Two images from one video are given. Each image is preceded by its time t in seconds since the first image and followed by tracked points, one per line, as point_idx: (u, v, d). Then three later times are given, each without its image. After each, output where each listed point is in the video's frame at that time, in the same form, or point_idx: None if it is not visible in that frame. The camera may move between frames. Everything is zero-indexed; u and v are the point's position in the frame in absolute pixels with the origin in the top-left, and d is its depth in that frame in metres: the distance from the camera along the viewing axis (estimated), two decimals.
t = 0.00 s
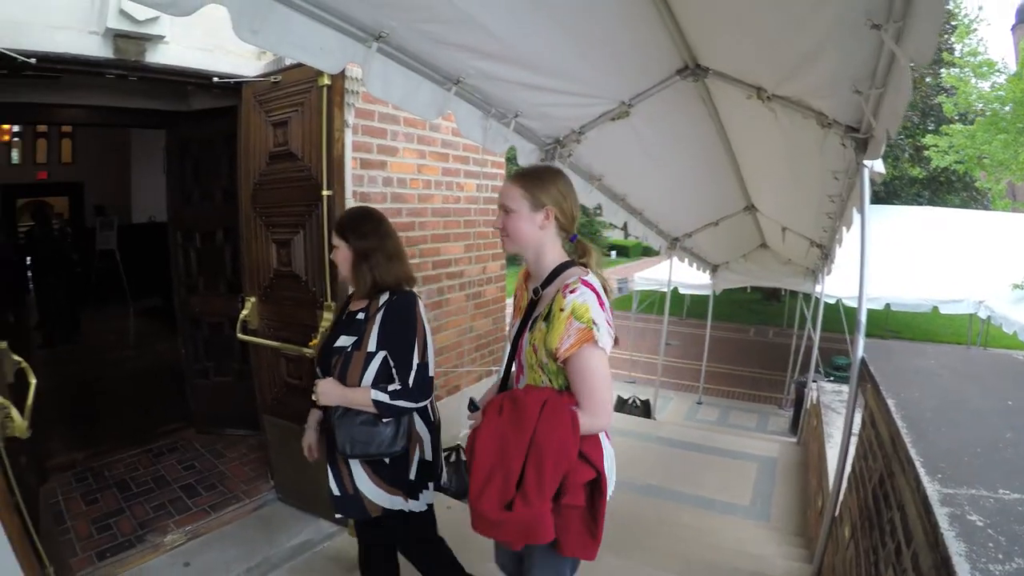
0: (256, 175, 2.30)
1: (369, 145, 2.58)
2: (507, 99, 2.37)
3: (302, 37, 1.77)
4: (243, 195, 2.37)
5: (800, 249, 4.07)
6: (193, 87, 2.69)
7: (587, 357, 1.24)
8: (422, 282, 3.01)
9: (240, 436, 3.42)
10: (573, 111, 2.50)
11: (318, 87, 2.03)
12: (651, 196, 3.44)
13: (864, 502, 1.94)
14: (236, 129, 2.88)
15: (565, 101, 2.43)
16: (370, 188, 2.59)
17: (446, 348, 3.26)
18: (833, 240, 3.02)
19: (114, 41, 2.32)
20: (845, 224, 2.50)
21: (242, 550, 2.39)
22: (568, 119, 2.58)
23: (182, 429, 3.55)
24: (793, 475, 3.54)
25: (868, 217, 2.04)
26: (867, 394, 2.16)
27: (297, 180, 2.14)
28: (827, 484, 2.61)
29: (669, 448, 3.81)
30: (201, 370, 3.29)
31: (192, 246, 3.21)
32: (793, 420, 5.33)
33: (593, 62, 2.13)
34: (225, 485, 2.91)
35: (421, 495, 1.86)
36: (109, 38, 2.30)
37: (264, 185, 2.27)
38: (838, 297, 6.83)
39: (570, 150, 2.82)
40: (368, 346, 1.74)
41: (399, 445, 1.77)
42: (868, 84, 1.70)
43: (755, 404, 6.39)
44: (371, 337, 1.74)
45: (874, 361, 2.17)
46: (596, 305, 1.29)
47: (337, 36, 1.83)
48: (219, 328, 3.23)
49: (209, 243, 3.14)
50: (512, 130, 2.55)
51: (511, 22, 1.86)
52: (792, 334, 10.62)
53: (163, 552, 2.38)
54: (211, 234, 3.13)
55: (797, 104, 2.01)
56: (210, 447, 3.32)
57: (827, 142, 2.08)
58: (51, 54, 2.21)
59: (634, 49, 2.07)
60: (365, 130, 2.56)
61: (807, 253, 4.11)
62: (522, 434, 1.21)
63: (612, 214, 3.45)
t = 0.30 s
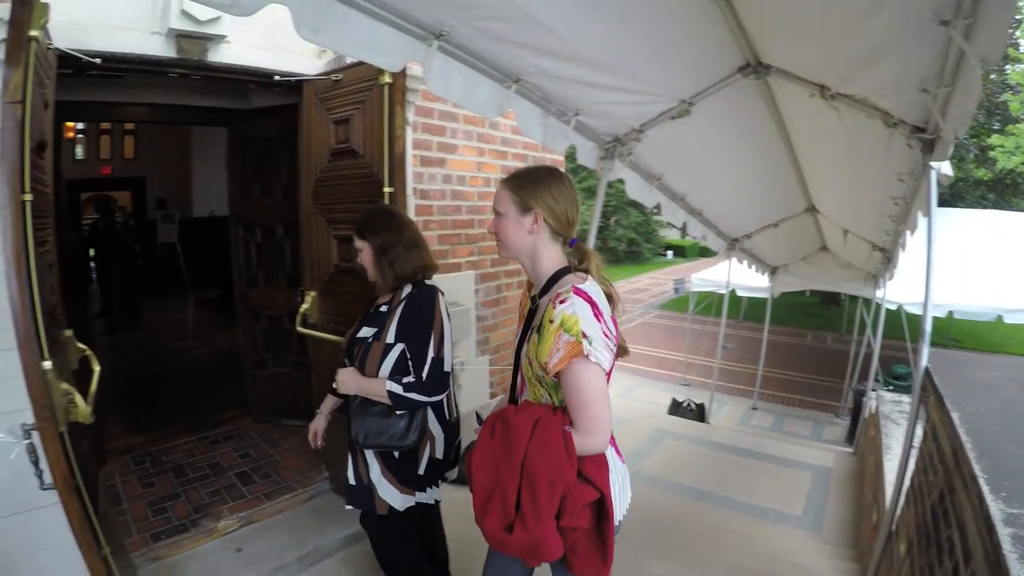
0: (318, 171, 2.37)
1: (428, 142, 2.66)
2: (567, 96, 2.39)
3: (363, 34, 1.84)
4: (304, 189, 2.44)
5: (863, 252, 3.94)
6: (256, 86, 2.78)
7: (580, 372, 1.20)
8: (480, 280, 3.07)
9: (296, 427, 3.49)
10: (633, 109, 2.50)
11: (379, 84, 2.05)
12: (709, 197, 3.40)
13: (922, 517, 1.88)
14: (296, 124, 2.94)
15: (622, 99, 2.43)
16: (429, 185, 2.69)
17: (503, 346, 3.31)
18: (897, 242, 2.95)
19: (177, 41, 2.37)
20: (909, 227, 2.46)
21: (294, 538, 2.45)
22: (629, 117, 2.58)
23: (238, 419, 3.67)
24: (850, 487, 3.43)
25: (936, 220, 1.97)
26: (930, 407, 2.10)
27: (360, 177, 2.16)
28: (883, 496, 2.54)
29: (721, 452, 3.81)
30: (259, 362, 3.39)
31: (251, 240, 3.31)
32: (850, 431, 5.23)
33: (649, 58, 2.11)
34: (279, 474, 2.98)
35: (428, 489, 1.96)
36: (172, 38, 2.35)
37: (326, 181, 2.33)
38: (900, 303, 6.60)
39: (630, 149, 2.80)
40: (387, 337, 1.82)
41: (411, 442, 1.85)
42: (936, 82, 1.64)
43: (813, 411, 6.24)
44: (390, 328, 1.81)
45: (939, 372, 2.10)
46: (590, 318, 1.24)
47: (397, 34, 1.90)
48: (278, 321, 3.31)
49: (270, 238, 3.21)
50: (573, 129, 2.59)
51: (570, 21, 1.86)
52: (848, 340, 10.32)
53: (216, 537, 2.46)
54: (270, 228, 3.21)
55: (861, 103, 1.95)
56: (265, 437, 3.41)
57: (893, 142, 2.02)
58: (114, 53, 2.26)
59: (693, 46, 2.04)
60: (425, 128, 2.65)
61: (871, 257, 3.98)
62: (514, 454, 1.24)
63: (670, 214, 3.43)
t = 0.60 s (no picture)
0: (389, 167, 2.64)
1: (498, 139, 2.48)
2: (636, 92, 2.48)
3: (438, 34, 2.00)
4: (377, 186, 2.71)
5: (938, 252, 3.91)
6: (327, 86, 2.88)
7: (566, 366, 1.25)
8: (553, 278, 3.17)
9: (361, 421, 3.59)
10: (703, 105, 2.53)
11: (450, 82, 2.26)
12: (779, 197, 3.36)
13: (994, 536, 1.83)
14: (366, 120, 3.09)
15: (691, 95, 2.47)
16: (500, 181, 2.47)
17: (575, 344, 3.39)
18: (977, 242, 2.91)
19: (248, 43, 2.46)
20: (989, 227, 2.38)
21: (359, 527, 2.54)
22: (699, 114, 2.63)
23: (307, 411, 3.82)
24: (918, 499, 3.49)
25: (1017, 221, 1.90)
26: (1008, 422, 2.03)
27: (432, 175, 2.41)
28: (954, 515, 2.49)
29: (787, 458, 3.94)
30: (328, 356, 3.51)
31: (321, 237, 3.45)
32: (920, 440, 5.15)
33: (718, 53, 2.12)
34: (346, 466, 3.07)
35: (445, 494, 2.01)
36: (243, 41, 2.44)
37: (398, 177, 2.61)
38: (979, 309, 6.29)
39: (702, 145, 2.83)
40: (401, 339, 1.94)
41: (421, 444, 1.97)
42: (1019, 73, 1.57)
43: (883, 419, 6.03)
44: (401, 332, 1.93)
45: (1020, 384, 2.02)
46: (580, 314, 1.30)
47: (469, 33, 2.06)
48: (349, 316, 3.45)
49: (341, 236, 3.35)
50: (643, 125, 2.67)
51: (640, 19, 1.91)
52: (918, 346, 9.88)
53: (280, 525, 2.54)
54: (341, 225, 3.35)
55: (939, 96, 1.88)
56: (331, 429, 3.54)
57: (973, 137, 1.95)
58: (189, 55, 2.34)
59: (760, 46, 2.06)
60: (494, 124, 2.46)
61: (947, 258, 3.90)
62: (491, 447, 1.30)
63: (742, 212, 3.36)
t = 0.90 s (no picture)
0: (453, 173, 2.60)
1: (562, 145, 2.77)
2: (699, 95, 2.41)
3: (502, 38, 1.98)
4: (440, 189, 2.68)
5: (1013, 264, 3.67)
6: (391, 92, 2.87)
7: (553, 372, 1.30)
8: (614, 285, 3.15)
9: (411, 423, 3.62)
10: (768, 108, 2.44)
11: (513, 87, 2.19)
12: (849, 204, 3.23)
13: None
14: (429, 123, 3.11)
15: (759, 99, 2.39)
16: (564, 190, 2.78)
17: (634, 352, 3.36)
18: None
19: (313, 50, 2.46)
20: None
21: (412, 527, 2.55)
22: (765, 118, 2.53)
23: (363, 411, 3.88)
24: (985, 524, 3.29)
25: None
26: None
27: (496, 180, 2.33)
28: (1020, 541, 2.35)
29: (844, 475, 3.79)
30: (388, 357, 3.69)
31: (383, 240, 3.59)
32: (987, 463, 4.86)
33: (783, 54, 2.04)
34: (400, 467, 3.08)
35: (445, 499, 2.04)
36: (308, 48, 2.44)
37: (462, 183, 2.56)
38: None
39: (769, 149, 2.72)
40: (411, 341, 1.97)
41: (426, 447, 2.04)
42: None
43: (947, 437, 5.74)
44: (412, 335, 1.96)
45: None
46: (570, 320, 1.32)
47: (534, 37, 2.04)
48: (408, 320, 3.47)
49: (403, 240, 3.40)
50: (710, 130, 2.60)
51: (705, 20, 1.86)
52: (985, 362, 9.36)
53: (333, 523, 2.56)
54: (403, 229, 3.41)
55: (1016, 97, 1.72)
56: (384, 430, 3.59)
57: None
58: (254, 63, 2.36)
59: (827, 47, 1.98)
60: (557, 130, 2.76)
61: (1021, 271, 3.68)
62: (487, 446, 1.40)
63: (808, 219, 3.24)
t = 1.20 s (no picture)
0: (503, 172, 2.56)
1: (612, 147, 2.80)
2: (751, 98, 2.36)
3: (553, 38, 1.95)
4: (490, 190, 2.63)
5: None
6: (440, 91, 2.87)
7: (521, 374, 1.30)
8: (661, 290, 3.13)
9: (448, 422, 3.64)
10: (820, 113, 2.39)
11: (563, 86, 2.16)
12: (903, 213, 3.13)
13: None
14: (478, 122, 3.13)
15: (814, 103, 2.33)
16: (614, 191, 2.83)
17: (679, 358, 3.32)
18: None
19: (362, 49, 2.46)
20: None
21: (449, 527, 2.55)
22: (817, 122, 2.47)
23: (402, 410, 3.91)
24: None
25: None
26: None
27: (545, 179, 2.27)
28: None
29: (887, 492, 3.67)
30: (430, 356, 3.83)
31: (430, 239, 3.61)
32: None
33: (837, 54, 1.98)
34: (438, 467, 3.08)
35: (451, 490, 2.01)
36: (358, 47, 2.44)
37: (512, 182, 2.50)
38: None
39: (820, 154, 2.66)
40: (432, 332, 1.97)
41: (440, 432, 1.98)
42: None
43: (995, 458, 5.51)
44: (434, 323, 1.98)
45: None
46: (540, 326, 1.30)
47: (585, 38, 2.00)
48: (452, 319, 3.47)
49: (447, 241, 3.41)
50: (760, 134, 2.55)
51: (759, 21, 1.83)
52: None
53: (370, 518, 2.57)
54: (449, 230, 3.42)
55: None
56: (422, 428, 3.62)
57: None
58: (303, 61, 2.36)
59: (882, 46, 1.92)
60: (608, 132, 2.79)
61: None
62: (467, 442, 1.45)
63: (859, 227, 3.13)
